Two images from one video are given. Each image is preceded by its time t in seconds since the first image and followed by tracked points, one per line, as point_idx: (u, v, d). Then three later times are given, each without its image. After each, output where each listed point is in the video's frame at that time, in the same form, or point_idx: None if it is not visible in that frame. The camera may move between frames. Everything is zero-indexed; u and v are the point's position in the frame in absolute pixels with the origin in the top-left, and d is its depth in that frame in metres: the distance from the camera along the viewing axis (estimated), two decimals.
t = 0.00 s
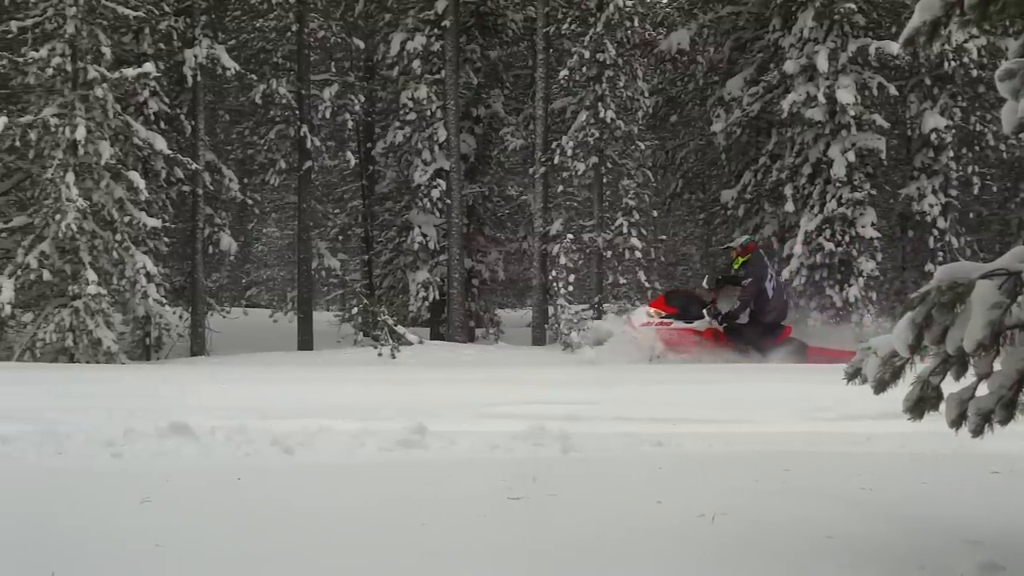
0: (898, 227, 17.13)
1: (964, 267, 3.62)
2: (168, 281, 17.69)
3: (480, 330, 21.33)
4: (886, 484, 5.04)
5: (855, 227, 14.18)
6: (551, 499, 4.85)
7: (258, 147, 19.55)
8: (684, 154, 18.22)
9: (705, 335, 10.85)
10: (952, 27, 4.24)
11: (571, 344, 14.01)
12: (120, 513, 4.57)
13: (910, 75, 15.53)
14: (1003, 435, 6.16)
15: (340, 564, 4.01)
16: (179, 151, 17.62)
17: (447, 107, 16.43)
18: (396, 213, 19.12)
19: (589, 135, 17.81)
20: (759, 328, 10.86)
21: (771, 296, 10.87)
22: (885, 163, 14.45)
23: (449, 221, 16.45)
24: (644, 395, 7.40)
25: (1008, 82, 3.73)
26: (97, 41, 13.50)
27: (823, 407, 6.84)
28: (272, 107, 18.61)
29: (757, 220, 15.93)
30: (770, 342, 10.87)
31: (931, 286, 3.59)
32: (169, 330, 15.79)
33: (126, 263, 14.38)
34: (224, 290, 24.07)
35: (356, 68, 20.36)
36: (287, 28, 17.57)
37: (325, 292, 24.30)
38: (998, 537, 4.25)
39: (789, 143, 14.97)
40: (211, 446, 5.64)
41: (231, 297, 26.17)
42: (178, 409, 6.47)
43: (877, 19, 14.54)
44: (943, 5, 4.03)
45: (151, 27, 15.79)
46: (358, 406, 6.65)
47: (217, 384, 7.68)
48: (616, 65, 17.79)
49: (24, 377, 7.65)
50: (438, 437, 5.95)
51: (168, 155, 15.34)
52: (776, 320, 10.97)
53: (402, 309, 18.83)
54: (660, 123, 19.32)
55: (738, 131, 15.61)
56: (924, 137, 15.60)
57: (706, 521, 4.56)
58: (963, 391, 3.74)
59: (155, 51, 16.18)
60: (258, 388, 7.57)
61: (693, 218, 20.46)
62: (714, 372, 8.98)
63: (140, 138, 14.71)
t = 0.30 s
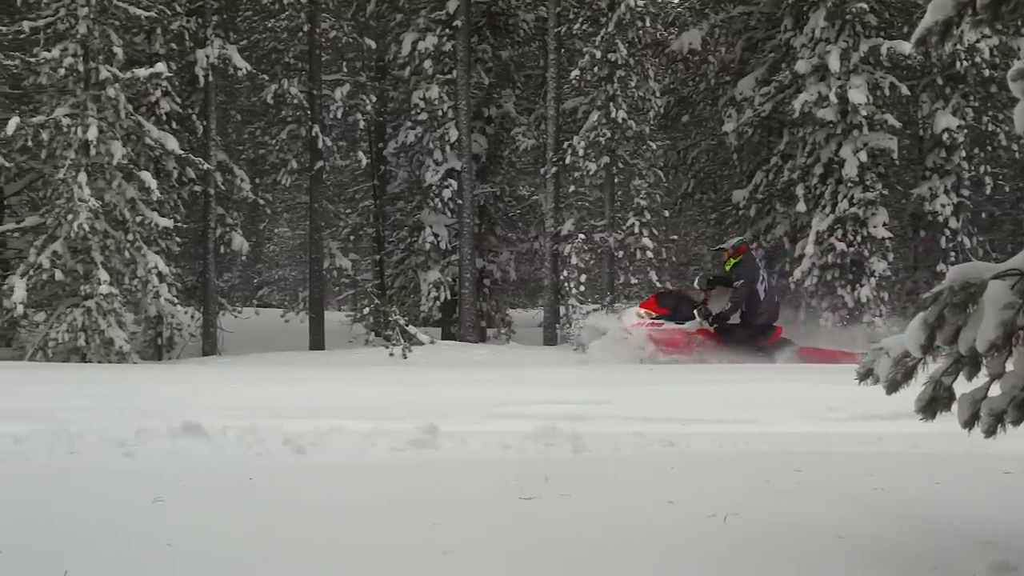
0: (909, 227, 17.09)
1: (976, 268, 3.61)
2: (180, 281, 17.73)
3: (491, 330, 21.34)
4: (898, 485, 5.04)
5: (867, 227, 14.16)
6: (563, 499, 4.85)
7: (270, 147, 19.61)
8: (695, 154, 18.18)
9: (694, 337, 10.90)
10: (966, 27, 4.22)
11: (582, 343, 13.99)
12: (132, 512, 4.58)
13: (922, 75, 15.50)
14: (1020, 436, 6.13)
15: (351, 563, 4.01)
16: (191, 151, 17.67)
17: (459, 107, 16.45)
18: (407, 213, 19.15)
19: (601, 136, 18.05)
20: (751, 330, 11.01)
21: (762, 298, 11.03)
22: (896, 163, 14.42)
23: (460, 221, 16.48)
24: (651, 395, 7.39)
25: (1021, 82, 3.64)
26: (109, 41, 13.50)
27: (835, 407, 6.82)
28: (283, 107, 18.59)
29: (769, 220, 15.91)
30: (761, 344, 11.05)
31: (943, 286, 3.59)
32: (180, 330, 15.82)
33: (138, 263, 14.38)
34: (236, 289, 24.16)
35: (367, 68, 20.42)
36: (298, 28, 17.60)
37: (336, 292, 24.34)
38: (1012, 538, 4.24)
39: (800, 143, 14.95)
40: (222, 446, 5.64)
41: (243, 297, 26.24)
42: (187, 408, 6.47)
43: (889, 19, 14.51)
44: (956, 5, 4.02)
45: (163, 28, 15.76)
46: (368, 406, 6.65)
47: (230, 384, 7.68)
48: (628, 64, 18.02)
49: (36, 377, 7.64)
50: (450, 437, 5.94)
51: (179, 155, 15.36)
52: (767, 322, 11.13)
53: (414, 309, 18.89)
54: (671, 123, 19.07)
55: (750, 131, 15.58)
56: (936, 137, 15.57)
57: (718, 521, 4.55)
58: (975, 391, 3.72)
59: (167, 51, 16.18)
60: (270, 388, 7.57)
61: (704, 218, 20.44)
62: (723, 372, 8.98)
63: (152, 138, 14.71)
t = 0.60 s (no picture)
0: (922, 228, 17.05)
1: (990, 268, 3.60)
2: (193, 281, 17.77)
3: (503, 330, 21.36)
4: (911, 486, 5.03)
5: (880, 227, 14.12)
6: (575, 499, 4.85)
7: (282, 147, 19.44)
8: (708, 154, 18.19)
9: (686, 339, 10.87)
10: (979, 26, 4.20)
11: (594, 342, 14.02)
12: (146, 512, 4.59)
13: (935, 74, 15.45)
14: None
15: (364, 564, 4.02)
16: (204, 151, 17.72)
17: (471, 107, 16.45)
18: (420, 213, 19.18)
19: (614, 135, 17.92)
20: (742, 331, 11.00)
21: (755, 299, 11.01)
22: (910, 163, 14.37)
23: (472, 221, 16.49)
24: (652, 395, 7.38)
25: None
26: (122, 41, 13.49)
27: (847, 408, 6.79)
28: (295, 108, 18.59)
29: (782, 220, 15.91)
30: (752, 345, 11.07)
31: (957, 286, 3.60)
32: (193, 329, 15.84)
33: (151, 263, 14.38)
34: (249, 289, 24.26)
35: (380, 69, 20.47)
36: (312, 28, 17.62)
37: (348, 292, 24.39)
38: None
39: (813, 143, 14.93)
40: (236, 445, 5.64)
41: (255, 297, 26.33)
42: (198, 408, 6.48)
43: (902, 19, 14.47)
44: (970, 4, 3.99)
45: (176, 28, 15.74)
46: (379, 406, 6.65)
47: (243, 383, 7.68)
48: (640, 64, 17.81)
49: (48, 377, 7.62)
50: (462, 437, 5.94)
51: (192, 155, 15.35)
52: (758, 323, 11.14)
53: (426, 309, 18.93)
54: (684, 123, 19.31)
55: (763, 131, 15.58)
56: (949, 137, 15.55)
57: (731, 521, 4.55)
58: (988, 392, 3.69)
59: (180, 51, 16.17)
60: (284, 388, 7.58)
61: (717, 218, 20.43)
62: (733, 372, 8.99)
63: (165, 138, 14.71)
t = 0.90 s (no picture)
0: (936, 227, 17.02)
1: (1006, 267, 3.58)
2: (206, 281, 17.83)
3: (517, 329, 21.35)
4: (925, 486, 5.02)
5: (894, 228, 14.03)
6: (589, 499, 4.86)
7: (296, 147, 19.52)
8: (721, 154, 18.40)
9: (679, 340, 10.84)
10: (994, 25, 4.19)
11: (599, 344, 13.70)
12: (161, 512, 4.59)
13: (950, 75, 15.41)
14: None
15: (380, 564, 4.03)
16: (218, 151, 17.78)
17: (484, 107, 16.46)
18: (433, 213, 19.21)
19: (626, 136, 17.83)
20: (735, 332, 10.98)
21: (748, 300, 11.01)
22: (924, 163, 14.31)
23: (486, 221, 16.53)
24: (651, 395, 7.35)
25: None
26: (136, 41, 13.45)
27: (860, 408, 6.75)
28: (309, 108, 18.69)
29: (795, 220, 15.90)
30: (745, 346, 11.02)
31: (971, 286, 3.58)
32: (207, 329, 15.84)
33: (165, 263, 14.37)
34: (262, 289, 24.35)
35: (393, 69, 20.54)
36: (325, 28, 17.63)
37: (361, 292, 24.42)
38: None
39: (827, 143, 14.90)
40: (249, 445, 5.64)
41: (268, 297, 26.40)
42: (207, 408, 6.48)
43: (916, 18, 14.42)
44: (983, 4, 3.98)
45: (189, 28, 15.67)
46: (391, 406, 6.64)
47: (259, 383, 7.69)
48: (654, 64, 17.67)
49: (61, 377, 7.61)
50: (475, 437, 5.93)
51: (205, 155, 15.34)
52: (751, 325, 11.11)
53: (439, 309, 18.95)
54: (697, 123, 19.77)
55: (776, 131, 15.56)
56: (963, 137, 15.52)
57: (744, 521, 4.55)
58: (1003, 392, 3.66)
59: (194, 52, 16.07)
60: (298, 388, 7.57)
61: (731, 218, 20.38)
62: (745, 372, 8.97)
63: (179, 138, 14.69)
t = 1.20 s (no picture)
0: (953, 227, 16.98)
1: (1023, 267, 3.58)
2: (222, 281, 17.88)
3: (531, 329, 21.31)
4: (942, 487, 5.01)
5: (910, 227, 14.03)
6: (604, 500, 4.85)
7: (312, 146, 19.86)
8: (737, 154, 18.18)
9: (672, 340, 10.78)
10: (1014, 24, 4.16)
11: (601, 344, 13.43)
12: (178, 512, 4.59)
13: (966, 74, 15.34)
14: None
15: (394, 564, 4.04)
16: (234, 151, 17.86)
17: (499, 107, 16.48)
18: (448, 213, 19.21)
19: (643, 135, 17.96)
20: (726, 333, 11.00)
21: (741, 301, 11.03)
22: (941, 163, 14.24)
23: (501, 221, 16.58)
24: (649, 395, 7.34)
25: None
26: (152, 41, 13.45)
27: (874, 409, 6.72)
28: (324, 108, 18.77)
29: (811, 220, 15.89)
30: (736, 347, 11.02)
31: (988, 286, 3.58)
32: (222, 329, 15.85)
33: (180, 263, 14.39)
34: (277, 289, 24.42)
35: (408, 68, 20.58)
36: (341, 28, 17.67)
37: (376, 292, 24.43)
38: None
39: (843, 143, 14.85)
40: (264, 445, 5.64)
41: (283, 296, 26.44)
42: (218, 408, 6.48)
43: (932, 18, 14.36)
44: (1001, 3, 3.95)
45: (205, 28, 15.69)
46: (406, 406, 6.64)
47: (276, 382, 7.68)
48: (669, 64, 17.76)
49: (77, 377, 7.61)
50: (491, 437, 5.92)
51: (221, 155, 15.36)
52: (744, 326, 11.13)
53: (454, 309, 18.96)
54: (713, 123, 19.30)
55: (792, 130, 15.55)
56: (980, 137, 15.49)
57: (760, 522, 4.55)
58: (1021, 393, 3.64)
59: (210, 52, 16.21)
60: (314, 388, 7.56)
61: (747, 218, 20.33)
62: (767, 372, 8.95)
63: (194, 138, 14.71)
